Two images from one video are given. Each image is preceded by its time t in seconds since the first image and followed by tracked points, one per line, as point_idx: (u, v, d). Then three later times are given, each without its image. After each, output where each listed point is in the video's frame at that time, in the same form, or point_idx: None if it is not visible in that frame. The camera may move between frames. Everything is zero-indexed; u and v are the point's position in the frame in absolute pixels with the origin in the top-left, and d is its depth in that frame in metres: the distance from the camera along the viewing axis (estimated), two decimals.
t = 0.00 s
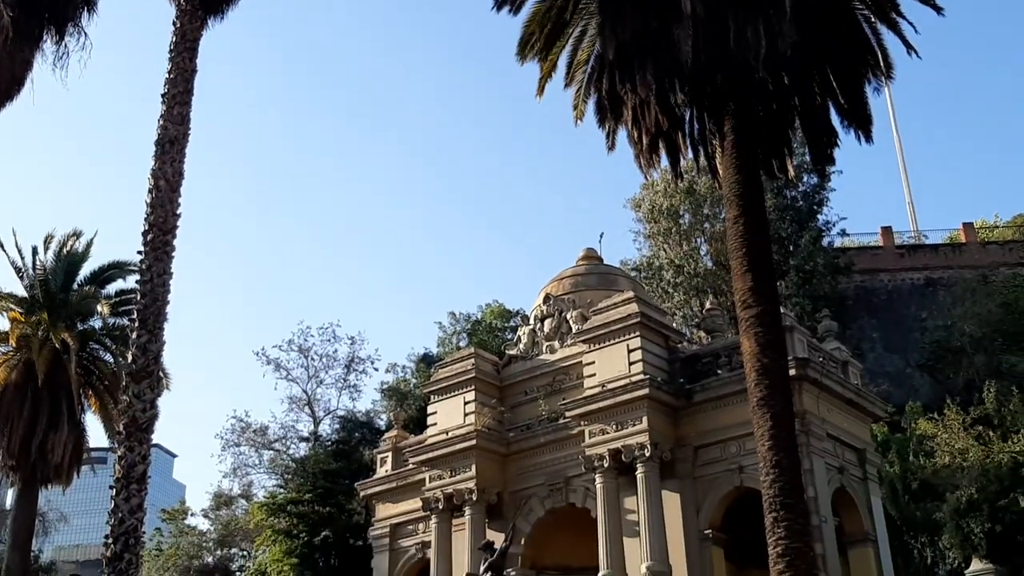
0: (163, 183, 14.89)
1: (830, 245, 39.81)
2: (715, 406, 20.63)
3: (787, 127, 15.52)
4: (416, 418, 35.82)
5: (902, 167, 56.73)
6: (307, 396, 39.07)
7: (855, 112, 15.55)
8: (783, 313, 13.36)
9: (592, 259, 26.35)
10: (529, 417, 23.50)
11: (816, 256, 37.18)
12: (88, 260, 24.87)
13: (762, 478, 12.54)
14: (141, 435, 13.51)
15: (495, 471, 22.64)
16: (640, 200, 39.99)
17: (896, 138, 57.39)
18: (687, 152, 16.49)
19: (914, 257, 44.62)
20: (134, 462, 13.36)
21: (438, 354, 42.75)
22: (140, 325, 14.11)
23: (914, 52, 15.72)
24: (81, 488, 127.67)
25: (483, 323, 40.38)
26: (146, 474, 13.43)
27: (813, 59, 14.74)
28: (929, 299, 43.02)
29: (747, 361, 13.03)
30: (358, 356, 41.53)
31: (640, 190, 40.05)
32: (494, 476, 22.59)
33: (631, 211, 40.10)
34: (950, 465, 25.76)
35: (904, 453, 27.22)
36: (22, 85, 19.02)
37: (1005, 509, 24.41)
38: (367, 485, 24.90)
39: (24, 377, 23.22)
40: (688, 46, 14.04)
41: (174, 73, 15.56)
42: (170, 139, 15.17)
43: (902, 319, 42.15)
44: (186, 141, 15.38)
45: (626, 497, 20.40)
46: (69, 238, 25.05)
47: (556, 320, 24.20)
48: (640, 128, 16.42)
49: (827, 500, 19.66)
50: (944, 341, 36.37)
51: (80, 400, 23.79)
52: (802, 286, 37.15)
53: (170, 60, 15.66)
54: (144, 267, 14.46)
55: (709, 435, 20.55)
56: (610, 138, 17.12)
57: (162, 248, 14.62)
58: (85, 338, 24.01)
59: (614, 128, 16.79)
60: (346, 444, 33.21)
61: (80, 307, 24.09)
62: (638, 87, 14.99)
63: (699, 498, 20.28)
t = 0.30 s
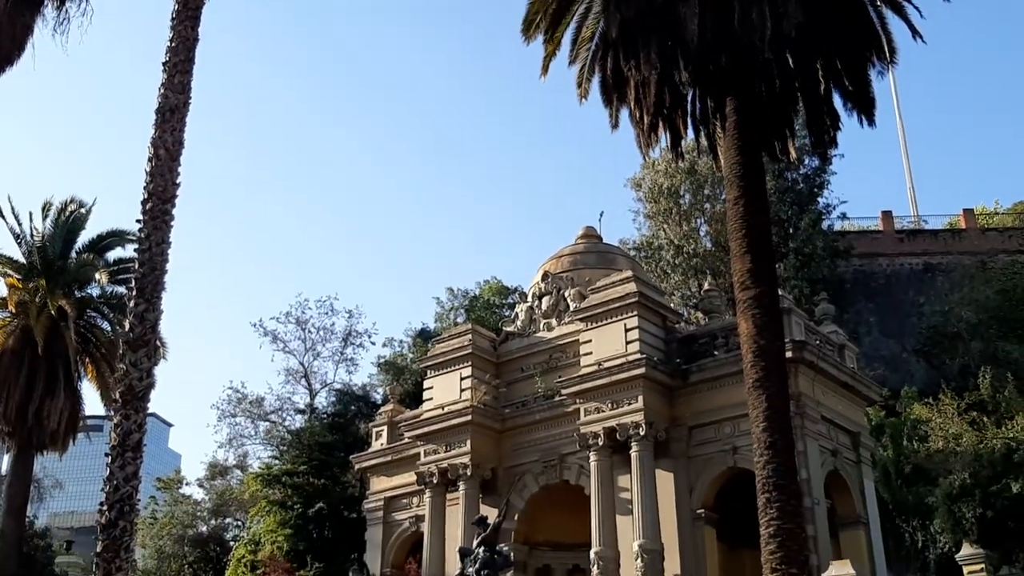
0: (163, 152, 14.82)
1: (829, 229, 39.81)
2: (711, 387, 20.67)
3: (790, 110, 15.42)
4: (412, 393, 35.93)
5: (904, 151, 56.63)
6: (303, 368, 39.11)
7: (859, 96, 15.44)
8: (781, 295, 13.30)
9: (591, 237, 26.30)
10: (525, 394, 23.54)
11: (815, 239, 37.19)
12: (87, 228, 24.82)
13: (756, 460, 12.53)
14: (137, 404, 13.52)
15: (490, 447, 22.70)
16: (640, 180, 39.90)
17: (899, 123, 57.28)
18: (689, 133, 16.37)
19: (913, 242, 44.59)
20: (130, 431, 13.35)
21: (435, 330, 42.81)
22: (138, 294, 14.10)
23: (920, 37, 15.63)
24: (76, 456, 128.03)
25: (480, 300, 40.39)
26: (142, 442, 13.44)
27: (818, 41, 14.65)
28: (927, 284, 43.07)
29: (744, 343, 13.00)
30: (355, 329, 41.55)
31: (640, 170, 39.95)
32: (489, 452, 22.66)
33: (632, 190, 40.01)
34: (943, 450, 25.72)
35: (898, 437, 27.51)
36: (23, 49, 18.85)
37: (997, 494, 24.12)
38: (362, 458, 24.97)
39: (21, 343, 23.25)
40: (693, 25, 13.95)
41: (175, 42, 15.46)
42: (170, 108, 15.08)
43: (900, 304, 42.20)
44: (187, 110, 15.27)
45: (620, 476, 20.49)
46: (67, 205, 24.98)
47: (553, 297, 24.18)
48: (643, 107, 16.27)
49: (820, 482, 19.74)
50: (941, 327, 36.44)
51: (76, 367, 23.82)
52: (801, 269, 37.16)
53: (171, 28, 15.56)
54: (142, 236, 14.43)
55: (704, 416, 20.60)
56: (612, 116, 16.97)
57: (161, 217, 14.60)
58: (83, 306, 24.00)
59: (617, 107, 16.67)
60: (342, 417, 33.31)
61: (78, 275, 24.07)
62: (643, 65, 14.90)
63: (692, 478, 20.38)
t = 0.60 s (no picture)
0: (164, 124, 14.77)
1: (829, 216, 39.79)
2: (707, 372, 20.70)
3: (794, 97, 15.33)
4: (409, 371, 36.03)
5: (907, 141, 56.53)
6: (301, 344, 39.13)
7: (863, 84, 15.33)
8: (780, 282, 13.24)
9: (591, 220, 26.27)
10: (522, 375, 23.58)
11: (815, 227, 37.19)
12: (86, 199, 24.78)
13: (750, 445, 12.52)
14: (134, 375, 13.53)
15: (486, 427, 22.75)
16: (642, 164, 39.81)
17: (902, 112, 57.18)
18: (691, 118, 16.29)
19: (913, 232, 44.54)
20: (126, 402, 13.37)
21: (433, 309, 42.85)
22: (136, 266, 14.09)
23: (925, 27, 15.53)
24: (73, 427, 128.32)
25: (479, 280, 40.41)
26: (139, 414, 13.45)
27: (823, 28, 14.58)
28: (926, 274, 43.10)
29: (741, 329, 12.98)
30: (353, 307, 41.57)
31: (642, 154, 39.86)
32: (485, 432, 22.71)
33: (633, 174, 39.93)
34: (937, 440, 25.79)
35: (892, 426, 27.77)
36: (24, 19, 18.55)
37: (989, 485, 24.10)
38: (357, 435, 25.01)
39: (19, 313, 23.27)
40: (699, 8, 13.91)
41: (178, 14, 15.39)
42: (172, 80, 15.01)
43: (898, 294, 42.25)
44: (189, 83, 15.20)
45: (614, 459, 20.53)
46: (67, 176, 24.92)
47: (552, 279, 24.17)
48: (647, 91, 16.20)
49: (814, 469, 19.80)
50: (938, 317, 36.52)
51: (74, 338, 23.84)
52: (800, 256, 37.15)
53: None
54: (142, 208, 14.41)
55: (700, 400, 20.63)
56: (616, 101, 16.92)
57: (161, 189, 14.57)
58: (82, 277, 23.97)
59: (621, 90, 16.61)
60: (338, 394, 33.39)
61: (77, 246, 24.05)
62: (647, 48, 14.91)
63: (686, 462, 20.43)
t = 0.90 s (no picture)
0: (163, 100, 14.70)
1: (829, 198, 39.74)
2: (704, 353, 20.73)
3: (795, 79, 15.21)
4: (406, 349, 36.07)
5: (907, 124, 56.43)
6: (299, 322, 39.14)
7: (864, 65, 15.19)
8: (778, 264, 13.10)
9: (590, 200, 26.22)
10: (519, 355, 23.62)
11: (815, 209, 37.18)
12: (84, 174, 24.71)
13: (747, 427, 12.40)
14: (131, 351, 13.54)
15: (483, 406, 22.80)
16: (642, 144, 39.71)
17: (903, 95, 57.06)
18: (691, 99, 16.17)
19: (912, 215, 44.46)
20: (124, 377, 13.38)
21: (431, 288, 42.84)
22: (134, 242, 14.07)
23: (928, 9, 15.40)
24: (71, 403, 128.44)
25: (477, 260, 40.40)
26: (136, 390, 13.45)
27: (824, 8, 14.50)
28: (924, 258, 43.10)
29: (739, 310, 12.85)
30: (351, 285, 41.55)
31: (642, 135, 39.76)
32: (482, 411, 22.76)
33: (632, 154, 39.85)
34: (934, 423, 25.77)
35: (887, 408, 28.01)
36: None
37: (983, 468, 23.88)
38: (354, 413, 25.06)
39: (16, 288, 23.25)
40: None
41: None
42: (171, 55, 14.92)
43: (896, 277, 42.29)
44: (188, 59, 15.11)
45: (611, 439, 20.59)
46: (65, 150, 24.85)
47: (551, 260, 24.13)
48: (647, 71, 16.13)
49: (809, 451, 19.86)
50: (937, 301, 36.58)
51: (72, 313, 23.84)
52: (799, 238, 37.12)
53: None
54: (140, 183, 14.38)
55: (697, 381, 20.66)
56: (616, 81, 16.82)
57: (159, 165, 14.52)
58: (79, 253, 23.94)
59: (621, 71, 16.53)
60: (336, 372, 33.43)
61: (75, 221, 24.01)
62: (648, 28, 15.08)
63: (682, 442, 20.49)
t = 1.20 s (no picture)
0: (159, 83, 14.65)
1: (827, 185, 39.72)
2: (701, 339, 20.74)
3: (794, 66, 15.14)
4: (404, 334, 36.06)
5: (906, 110, 56.36)
6: (296, 306, 39.10)
7: (863, 51, 15.11)
8: (776, 251, 12.99)
9: (588, 186, 26.16)
10: (516, 340, 23.62)
11: (813, 196, 37.17)
12: (80, 156, 24.64)
13: (743, 413, 12.27)
14: (128, 334, 13.55)
15: (479, 391, 22.81)
16: (640, 130, 39.64)
17: (903, 82, 56.98)
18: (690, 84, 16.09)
19: (911, 203, 44.43)
20: (121, 360, 13.38)
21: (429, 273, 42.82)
22: (131, 225, 14.05)
23: None
24: (69, 387, 128.47)
25: (475, 245, 40.37)
26: (133, 373, 13.44)
27: None
28: (922, 245, 43.12)
29: (736, 296, 12.71)
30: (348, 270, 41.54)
31: (640, 120, 39.69)
32: (479, 396, 22.78)
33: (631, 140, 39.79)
34: (930, 410, 25.77)
35: (884, 395, 28.10)
36: None
37: (979, 455, 23.80)
38: (351, 397, 25.06)
39: (13, 271, 23.22)
40: None
41: None
42: (167, 38, 14.86)
43: (894, 265, 42.32)
44: (185, 41, 15.05)
45: (607, 424, 20.62)
46: (61, 133, 24.78)
47: (548, 245, 24.10)
48: (645, 55, 16.02)
49: (805, 437, 19.91)
50: (934, 288, 36.63)
51: (68, 296, 23.81)
52: (797, 225, 37.10)
53: None
54: (137, 166, 14.34)
55: (694, 367, 20.68)
56: (615, 65, 16.78)
57: (156, 148, 14.48)
58: (76, 236, 23.91)
59: (620, 55, 16.48)
60: (333, 357, 33.44)
61: (71, 204, 23.96)
62: (648, 12, 15.07)
63: (678, 428, 20.54)
